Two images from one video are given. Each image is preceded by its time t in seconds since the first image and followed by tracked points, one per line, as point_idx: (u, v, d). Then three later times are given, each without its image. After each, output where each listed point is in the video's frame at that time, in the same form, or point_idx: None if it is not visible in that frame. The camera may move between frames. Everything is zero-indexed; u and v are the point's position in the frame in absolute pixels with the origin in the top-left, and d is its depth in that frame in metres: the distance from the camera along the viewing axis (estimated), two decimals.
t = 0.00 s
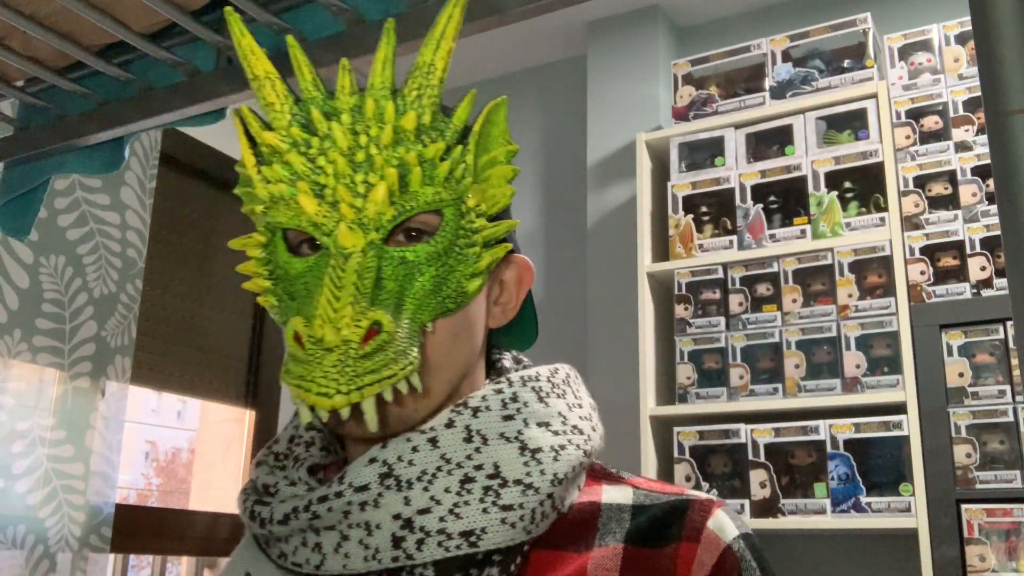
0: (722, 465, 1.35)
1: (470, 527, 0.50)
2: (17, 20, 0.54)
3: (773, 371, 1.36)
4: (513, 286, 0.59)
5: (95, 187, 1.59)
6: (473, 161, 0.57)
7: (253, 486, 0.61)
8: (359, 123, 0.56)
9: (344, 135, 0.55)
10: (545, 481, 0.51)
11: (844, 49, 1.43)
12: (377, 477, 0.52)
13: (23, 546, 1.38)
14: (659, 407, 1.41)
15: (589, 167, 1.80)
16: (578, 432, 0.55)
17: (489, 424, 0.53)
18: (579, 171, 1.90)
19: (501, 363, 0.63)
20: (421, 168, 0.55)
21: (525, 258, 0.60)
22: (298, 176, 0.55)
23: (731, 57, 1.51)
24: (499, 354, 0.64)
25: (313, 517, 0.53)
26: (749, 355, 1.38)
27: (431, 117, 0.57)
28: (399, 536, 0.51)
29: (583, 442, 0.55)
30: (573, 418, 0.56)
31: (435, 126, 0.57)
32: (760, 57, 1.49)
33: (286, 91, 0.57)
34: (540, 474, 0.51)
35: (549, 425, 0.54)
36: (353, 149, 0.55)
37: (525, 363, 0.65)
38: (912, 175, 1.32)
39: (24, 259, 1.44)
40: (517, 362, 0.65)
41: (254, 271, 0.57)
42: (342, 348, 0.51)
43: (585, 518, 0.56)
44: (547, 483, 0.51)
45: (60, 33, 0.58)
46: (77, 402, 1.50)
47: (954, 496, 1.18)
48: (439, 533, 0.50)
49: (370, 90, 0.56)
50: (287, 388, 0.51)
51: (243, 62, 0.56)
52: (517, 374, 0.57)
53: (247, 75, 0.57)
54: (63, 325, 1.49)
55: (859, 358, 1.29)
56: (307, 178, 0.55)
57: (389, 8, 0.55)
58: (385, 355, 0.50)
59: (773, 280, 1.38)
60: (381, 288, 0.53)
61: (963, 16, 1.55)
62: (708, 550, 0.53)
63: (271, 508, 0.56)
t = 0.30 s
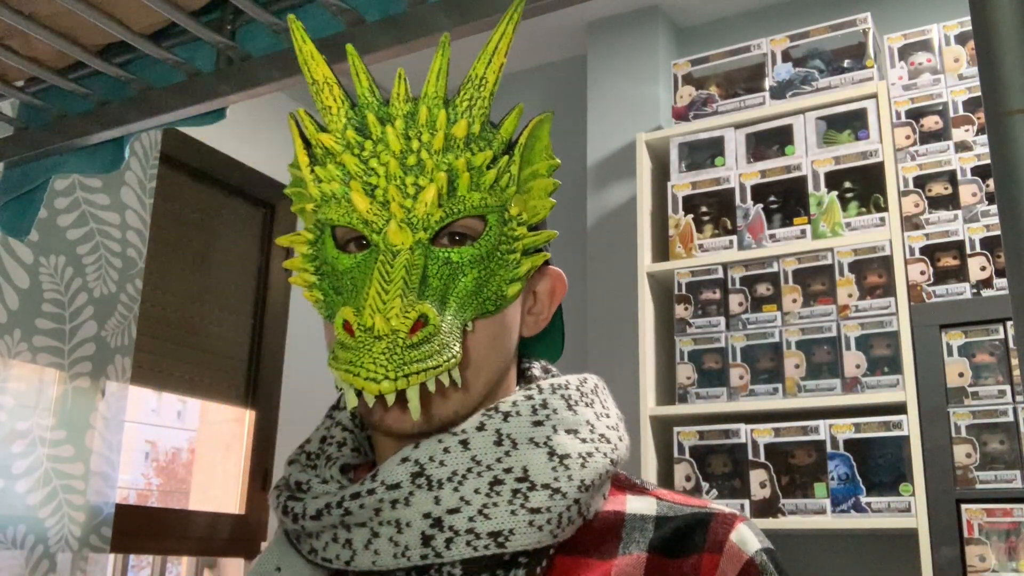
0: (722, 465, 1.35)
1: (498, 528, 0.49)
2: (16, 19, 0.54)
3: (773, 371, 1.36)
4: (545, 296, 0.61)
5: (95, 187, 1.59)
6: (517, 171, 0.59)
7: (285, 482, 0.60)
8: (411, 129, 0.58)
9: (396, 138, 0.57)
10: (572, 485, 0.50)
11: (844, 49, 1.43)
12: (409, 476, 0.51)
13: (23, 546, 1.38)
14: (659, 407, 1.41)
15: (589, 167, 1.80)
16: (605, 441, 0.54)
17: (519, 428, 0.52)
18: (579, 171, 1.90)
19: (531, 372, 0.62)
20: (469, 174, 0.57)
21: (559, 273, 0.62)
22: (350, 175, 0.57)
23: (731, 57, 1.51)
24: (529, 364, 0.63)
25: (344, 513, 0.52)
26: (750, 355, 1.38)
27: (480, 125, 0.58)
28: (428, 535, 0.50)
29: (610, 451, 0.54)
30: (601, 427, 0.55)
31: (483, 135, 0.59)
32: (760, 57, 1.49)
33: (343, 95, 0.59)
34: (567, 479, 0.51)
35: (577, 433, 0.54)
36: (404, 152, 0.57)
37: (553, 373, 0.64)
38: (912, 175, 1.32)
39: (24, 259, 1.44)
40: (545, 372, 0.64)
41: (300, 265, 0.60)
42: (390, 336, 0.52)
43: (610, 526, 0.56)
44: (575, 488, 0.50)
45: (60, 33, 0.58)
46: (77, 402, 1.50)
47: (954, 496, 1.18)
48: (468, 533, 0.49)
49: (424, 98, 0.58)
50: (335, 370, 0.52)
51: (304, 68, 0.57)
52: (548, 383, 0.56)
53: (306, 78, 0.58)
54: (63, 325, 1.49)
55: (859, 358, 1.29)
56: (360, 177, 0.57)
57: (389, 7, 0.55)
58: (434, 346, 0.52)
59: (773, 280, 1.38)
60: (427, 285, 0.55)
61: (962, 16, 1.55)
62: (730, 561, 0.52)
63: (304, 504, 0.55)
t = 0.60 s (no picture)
0: (722, 465, 1.35)
1: (506, 532, 0.49)
2: (16, 18, 0.54)
3: (773, 371, 1.36)
4: (560, 306, 0.61)
5: (95, 187, 1.58)
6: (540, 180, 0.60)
7: (296, 484, 0.59)
8: (440, 132, 0.58)
9: (425, 140, 0.58)
10: (581, 491, 0.51)
11: (844, 49, 1.43)
12: (419, 478, 0.51)
13: (22, 546, 1.38)
14: (660, 407, 1.41)
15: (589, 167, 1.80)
16: (614, 445, 0.54)
17: (528, 432, 0.52)
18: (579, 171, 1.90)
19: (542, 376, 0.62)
20: (493, 179, 0.57)
21: (574, 282, 0.62)
22: (378, 173, 0.58)
23: (731, 57, 1.51)
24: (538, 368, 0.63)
25: (353, 515, 0.52)
26: (750, 355, 1.38)
27: (507, 133, 0.59)
28: (437, 537, 0.50)
29: (619, 456, 0.54)
30: (610, 431, 0.55)
31: (509, 142, 0.59)
32: (760, 57, 1.49)
33: (375, 96, 0.60)
34: (576, 484, 0.51)
35: (587, 437, 0.53)
36: (432, 155, 0.58)
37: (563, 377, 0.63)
38: (912, 175, 1.32)
39: (24, 259, 1.44)
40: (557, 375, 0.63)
41: (323, 261, 0.60)
42: (410, 332, 0.52)
43: (619, 533, 0.56)
44: (584, 493, 0.51)
45: (59, 32, 0.58)
46: (77, 402, 1.50)
47: (954, 496, 1.18)
48: (477, 536, 0.50)
49: (454, 102, 0.59)
50: (354, 362, 0.53)
51: (339, 70, 0.56)
52: (557, 387, 0.56)
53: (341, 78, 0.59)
54: (63, 325, 1.49)
55: (859, 358, 1.29)
56: (387, 177, 0.58)
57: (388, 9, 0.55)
58: (453, 344, 0.52)
59: (773, 280, 1.38)
60: (448, 285, 0.55)
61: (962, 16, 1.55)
62: (739, 568, 0.52)
63: (314, 503, 0.55)
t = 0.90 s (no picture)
0: (722, 465, 1.35)
1: (517, 536, 0.49)
2: (17, 20, 0.54)
3: (773, 371, 1.36)
4: (571, 310, 0.61)
5: (95, 187, 1.58)
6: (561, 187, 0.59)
7: (308, 486, 0.59)
8: (463, 138, 0.58)
9: (449, 147, 0.57)
10: (592, 496, 0.50)
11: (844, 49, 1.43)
12: (432, 481, 0.51)
13: (23, 546, 1.38)
14: (660, 407, 1.41)
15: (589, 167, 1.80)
16: (623, 452, 0.54)
17: (539, 437, 0.52)
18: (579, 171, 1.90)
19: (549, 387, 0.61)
20: (516, 187, 0.57)
21: (582, 290, 0.61)
22: (401, 178, 0.58)
23: (730, 57, 1.51)
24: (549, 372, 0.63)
25: (367, 516, 0.52)
26: (750, 355, 1.38)
27: (529, 141, 0.59)
28: (449, 539, 0.50)
29: (628, 463, 0.53)
30: (620, 438, 0.55)
31: (530, 150, 0.59)
32: (760, 57, 1.49)
33: (395, 100, 0.60)
34: (587, 489, 0.50)
35: (597, 443, 0.53)
36: (455, 163, 0.57)
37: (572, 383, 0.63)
38: (912, 175, 1.32)
39: (24, 259, 1.44)
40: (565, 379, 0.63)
41: (340, 264, 0.60)
42: (440, 343, 0.52)
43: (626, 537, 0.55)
44: (594, 498, 0.50)
45: (59, 32, 0.58)
46: (78, 401, 1.50)
47: (954, 496, 1.18)
48: (489, 539, 0.49)
49: (476, 109, 0.58)
50: (383, 370, 0.52)
51: (359, 72, 0.57)
52: (568, 392, 0.56)
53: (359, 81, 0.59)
54: (63, 325, 1.49)
55: (859, 358, 1.29)
56: (410, 182, 0.57)
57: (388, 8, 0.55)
58: (482, 355, 0.52)
59: (773, 280, 1.38)
60: (472, 293, 0.55)
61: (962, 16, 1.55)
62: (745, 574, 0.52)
63: (327, 504, 0.55)
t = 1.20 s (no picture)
0: (722, 465, 1.35)
1: (503, 538, 0.49)
2: (17, 19, 0.54)
3: (774, 371, 1.36)
4: (556, 299, 0.60)
5: (95, 187, 1.58)
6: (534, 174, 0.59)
7: (292, 488, 0.59)
8: (432, 130, 0.57)
9: (418, 141, 0.56)
10: (579, 496, 0.51)
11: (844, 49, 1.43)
12: (416, 484, 0.51)
13: (23, 546, 1.38)
14: (660, 407, 1.41)
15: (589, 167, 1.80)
16: (612, 450, 0.54)
17: (526, 437, 0.52)
18: (579, 171, 1.90)
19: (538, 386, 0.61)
20: (489, 177, 0.56)
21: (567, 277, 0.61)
22: (371, 174, 0.57)
23: (731, 57, 1.51)
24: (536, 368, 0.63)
25: (351, 520, 0.52)
26: (750, 355, 1.38)
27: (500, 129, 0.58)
28: (434, 543, 0.50)
29: (617, 460, 0.54)
30: (608, 435, 0.55)
31: (502, 138, 0.58)
32: (760, 57, 1.49)
33: (360, 94, 0.59)
34: (574, 490, 0.51)
35: (585, 442, 0.53)
36: (425, 156, 0.56)
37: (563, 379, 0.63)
38: (912, 175, 1.32)
39: (24, 259, 1.44)
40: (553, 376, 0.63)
41: (315, 266, 0.59)
42: (415, 342, 0.51)
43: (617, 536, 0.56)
44: (582, 499, 0.51)
45: (59, 32, 0.58)
46: (78, 401, 1.50)
47: (954, 496, 1.18)
48: (474, 542, 0.49)
49: (444, 99, 0.57)
50: (358, 374, 0.52)
51: (320, 66, 0.56)
52: (556, 390, 0.56)
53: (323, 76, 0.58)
54: (63, 325, 1.49)
55: (859, 358, 1.29)
56: (380, 179, 0.57)
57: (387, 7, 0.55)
58: (460, 352, 0.51)
59: (774, 280, 1.38)
60: (450, 288, 0.54)
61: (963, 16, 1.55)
62: None
63: (311, 507, 0.55)
